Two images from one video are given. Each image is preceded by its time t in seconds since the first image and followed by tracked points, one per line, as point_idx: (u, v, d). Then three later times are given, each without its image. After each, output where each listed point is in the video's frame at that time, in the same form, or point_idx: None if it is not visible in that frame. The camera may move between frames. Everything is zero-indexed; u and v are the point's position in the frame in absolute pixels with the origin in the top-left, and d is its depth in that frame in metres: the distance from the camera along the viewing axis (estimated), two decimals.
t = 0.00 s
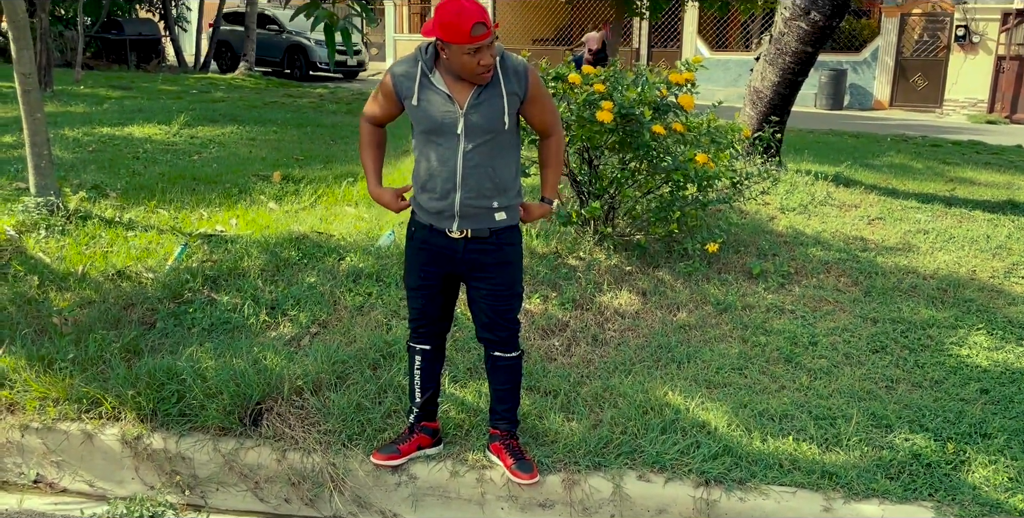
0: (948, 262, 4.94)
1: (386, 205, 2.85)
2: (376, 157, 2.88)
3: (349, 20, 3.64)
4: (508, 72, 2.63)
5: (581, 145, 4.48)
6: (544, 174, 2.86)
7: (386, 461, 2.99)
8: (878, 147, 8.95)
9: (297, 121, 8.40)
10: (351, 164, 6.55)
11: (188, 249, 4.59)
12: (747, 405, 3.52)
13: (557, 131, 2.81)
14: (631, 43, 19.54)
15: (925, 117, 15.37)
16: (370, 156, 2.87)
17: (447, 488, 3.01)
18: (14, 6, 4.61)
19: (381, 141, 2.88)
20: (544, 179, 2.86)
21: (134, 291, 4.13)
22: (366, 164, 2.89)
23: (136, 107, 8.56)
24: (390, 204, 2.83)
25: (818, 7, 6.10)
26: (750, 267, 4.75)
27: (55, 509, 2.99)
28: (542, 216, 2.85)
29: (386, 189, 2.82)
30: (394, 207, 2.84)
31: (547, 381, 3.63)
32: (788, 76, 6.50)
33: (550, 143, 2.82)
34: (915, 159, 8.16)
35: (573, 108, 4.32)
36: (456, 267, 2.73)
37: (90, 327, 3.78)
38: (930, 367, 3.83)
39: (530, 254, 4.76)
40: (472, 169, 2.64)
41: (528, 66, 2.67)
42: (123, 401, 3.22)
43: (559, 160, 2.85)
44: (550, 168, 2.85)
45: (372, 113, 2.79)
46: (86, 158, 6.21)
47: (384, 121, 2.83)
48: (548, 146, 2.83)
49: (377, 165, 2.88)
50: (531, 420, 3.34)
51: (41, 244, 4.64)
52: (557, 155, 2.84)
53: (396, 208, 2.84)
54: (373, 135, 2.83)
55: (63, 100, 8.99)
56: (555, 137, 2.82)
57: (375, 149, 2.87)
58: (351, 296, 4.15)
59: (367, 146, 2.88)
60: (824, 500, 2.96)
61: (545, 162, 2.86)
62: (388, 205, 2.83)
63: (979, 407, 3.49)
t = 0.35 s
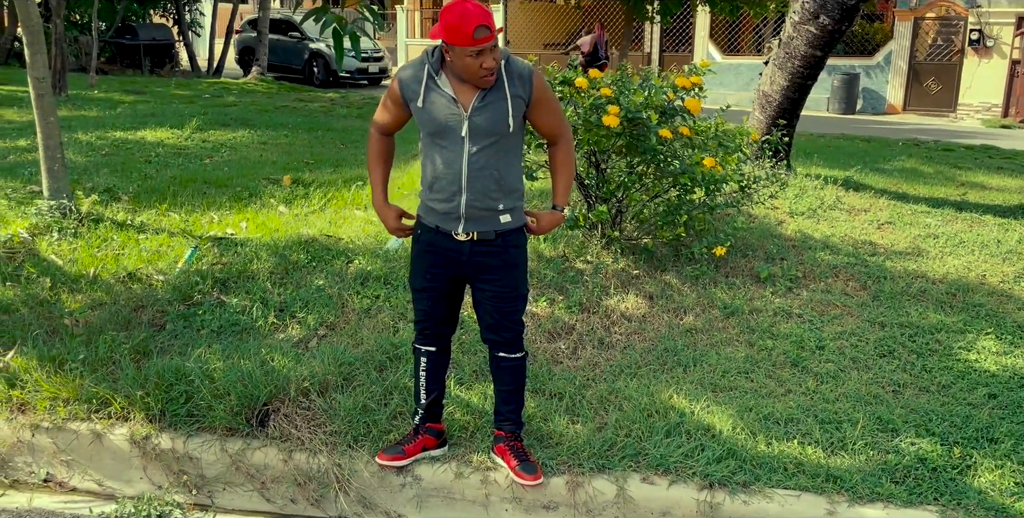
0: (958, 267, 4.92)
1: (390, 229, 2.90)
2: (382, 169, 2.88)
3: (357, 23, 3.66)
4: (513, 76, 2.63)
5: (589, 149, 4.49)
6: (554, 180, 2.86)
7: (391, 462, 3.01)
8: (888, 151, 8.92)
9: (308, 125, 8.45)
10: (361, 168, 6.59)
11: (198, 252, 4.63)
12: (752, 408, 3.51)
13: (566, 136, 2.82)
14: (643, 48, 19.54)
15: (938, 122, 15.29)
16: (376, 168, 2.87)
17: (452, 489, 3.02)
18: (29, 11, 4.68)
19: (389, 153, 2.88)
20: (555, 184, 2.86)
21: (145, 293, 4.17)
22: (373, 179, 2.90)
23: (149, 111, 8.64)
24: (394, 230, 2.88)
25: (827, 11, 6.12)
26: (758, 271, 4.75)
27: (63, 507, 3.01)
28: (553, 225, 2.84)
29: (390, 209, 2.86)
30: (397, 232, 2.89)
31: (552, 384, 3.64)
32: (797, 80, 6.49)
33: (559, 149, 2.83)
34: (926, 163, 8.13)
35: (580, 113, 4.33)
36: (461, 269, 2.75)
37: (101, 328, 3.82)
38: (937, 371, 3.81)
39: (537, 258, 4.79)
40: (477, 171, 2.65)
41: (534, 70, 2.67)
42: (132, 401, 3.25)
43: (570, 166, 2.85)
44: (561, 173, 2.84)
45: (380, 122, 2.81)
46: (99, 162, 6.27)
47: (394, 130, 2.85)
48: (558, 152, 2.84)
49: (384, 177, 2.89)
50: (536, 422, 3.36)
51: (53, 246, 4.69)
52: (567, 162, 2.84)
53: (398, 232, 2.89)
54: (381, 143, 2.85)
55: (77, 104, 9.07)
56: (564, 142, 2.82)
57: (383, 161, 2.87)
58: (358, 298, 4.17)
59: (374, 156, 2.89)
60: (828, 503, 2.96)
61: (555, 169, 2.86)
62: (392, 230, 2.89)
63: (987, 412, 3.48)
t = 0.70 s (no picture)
0: (979, 272, 4.88)
1: (439, 233, 2.71)
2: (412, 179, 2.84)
3: (375, 29, 3.69)
4: (526, 78, 2.65)
5: (605, 152, 4.51)
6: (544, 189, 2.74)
7: (406, 462, 3.04)
8: (911, 155, 8.84)
9: (330, 129, 8.53)
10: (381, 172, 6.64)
11: (219, 253, 4.70)
12: (768, 412, 3.51)
13: (571, 151, 2.76)
14: (665, 52, 19.51)
15: (964, 126, 15.14)
16: (406, 179, 2.82)
17: (466, 490, 3.05)
18: (57, 17, 4.78)
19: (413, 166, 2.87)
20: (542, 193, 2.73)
21: (167, 294, 4.23)
22: (405, 191, 2.83)
23: (174, 115, 8.76)
24: (444, 231, 2.69)
25: (848, 15, 6.11)
26: (775, 275, 4.74)
27: (85, 503, 3.07)
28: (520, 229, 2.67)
29: (439, 209, 2.71)
30: (447, 232, 2.69)
31: (567, 386, 3.66)
32: (817, 83, 6.45)
33: (563, 162, 2.76)
34: (949, 167, 8.06)
35: (596, 116, 4.36)
36: (475, 271, 2.77)
37: (123, 329, 3.89)
38: (956, 377, 3.79)
39: (554, 261, 4.82)
40: (490, 170, 2.68)
41: (548, 74, 2.68)
42: (152, 400, 3.31)
43: (565, 181, 2.74)
44: (555, 184, 2.73)
45: (401, 132, 2.82)
46: (124, 165, 6.37)
47: (414, 144, 2.87)
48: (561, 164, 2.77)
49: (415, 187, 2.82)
50: (550, 424, 3.38)
51: (78, 248, 4.78)
52: (564, 177, 2.74)
53: (449, 234, 2.69)
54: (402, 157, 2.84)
55: (103, 109, 9.22)
56: (569, 156, 2.75)
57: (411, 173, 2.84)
58: (376, 300, 4.21)
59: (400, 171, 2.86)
60: (842, 507, 2.96)
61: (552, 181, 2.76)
62: (441, 231, 2.69)
63: (1006, 417, 3.45)
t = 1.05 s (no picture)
0: (1020, 279, 4.77)
1: (475, 242, 2.70)
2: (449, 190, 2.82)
3: (407, 34, 3.72)
4: (554, 85, 2.65)
5: (636, 156, 4.49)
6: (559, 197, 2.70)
7: (433, 465, 3.04)
8: (951, 160, 8.68)
9: (364, 134, 8.60)
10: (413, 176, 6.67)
11: (253, 256, 4.75)
12: (800, 420, 3.45)
13: (592, 163, 2.71)
14: (700, 56, 19.37)
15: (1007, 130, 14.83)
16: (442, 189, 2.82)
17: (493, 495, 3.04)
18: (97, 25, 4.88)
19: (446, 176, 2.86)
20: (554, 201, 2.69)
21: (202, 296, 4.29)
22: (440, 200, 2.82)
23: (212, 120, 8.90)
24: (480, 240, 2.69)
25: (884, 17, 6.02)
26: (810, 281, 4.68)
27: (118, 502, 3.11)
28: (530, 232, 2.63)
29: (474, 218, 2.70)
30: (483, 242, 2.69)
31: (596, 392, 3.65)
32: (853, 87, 6.36)
33: (583, 172, 2.72)
34: (991, 173, 7.89)
35: (627, 120, 4.34)
36: (499, 275, 2.77)
37: (159, 330, 3.94)
38: (996, 386, 3.70)
39: (584, 266, 4.81)
40: (515, 174, 2.68)
41: (577, 82, 2.67)
42: (185, 401, 3.35)
43: (580, 193, 2.69)
44: (569, 194, 2.69)
45: (435, 142, 2.84)
46: (162, 169, 6.48)
47: (448, 155, 2.87)
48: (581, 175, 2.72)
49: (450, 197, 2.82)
50: (579, 430, 3.37)
51: (116, 250, 4.87)
52: (579, 189, 2.69)
53: (485, 243, 2.69)
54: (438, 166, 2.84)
55: (143, 114, 9.37)
56: (588, 167, 2.71)
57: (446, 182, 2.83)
58: (406, 303, 4.23)
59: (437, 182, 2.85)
60: None
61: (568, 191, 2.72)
62: (478, 239, 2.69)
63: None
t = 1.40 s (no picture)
0: None
1: (504, 252, 2.71)
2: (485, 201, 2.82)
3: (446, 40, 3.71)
4: (582, 91, 2.63)
5: (678, 162, 4.42)
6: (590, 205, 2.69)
7: (468, 473, 3.03)
8: (1007, 166, 8.43)
9: (407, 139, 8.64)
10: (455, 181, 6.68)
11: (295, 260, 4.79)
12: (845, 433, 3.36)
13: (622, 168, 2.69)
14: (747, 60, 19.14)
15: None
16: (479, 200, 2.82)
17: (527, 503, 3.01)
18: (146, 31, 4.97)
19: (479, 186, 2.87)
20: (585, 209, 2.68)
21: (243, 299, 4.33)
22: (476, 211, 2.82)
23: (259, 125, 9.03)
24: (509, 251, 2.69)
25: (937, 20, 5.86)
26: (856, 290, 4.57)
27: (157, 502, 3.15)
28: (564, 241, 2.62)
29: (501, 229, 2.71)
30: (511, 253, 2.69)
31: (633, 401, 3.61)
32: (903, 91, 6.21)
33: (613, 179, 2.70)
34: None
35: (668, 125, 4.28)
36: (528, 282, 2.75)
37: (201, 332, 3.99)
38: None
39: (625, 272, 4.79)
40: (542, 184, 2.66)
41: (605, 88, 2.64)
42: (224, 403, 3.38)
43: (609, 200, 2.68)
44: (600, 201, 2.67)
45: (471, 153, 2.84)
46: (209, 173, 6.58)
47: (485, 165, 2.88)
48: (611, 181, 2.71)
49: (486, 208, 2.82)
50: (615, 439, 3.33)
51: (163, 253, 4.95)
52: (609, 196, 2.68)
53: (513, 253, 2.69)
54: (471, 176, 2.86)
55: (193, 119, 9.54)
56: (618, 173, 2.69)
57: (483, 193, 2.83)
58: (444, 309, 4.23)
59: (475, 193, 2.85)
60: None
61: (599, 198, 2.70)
62: (509, 252, 2.69)
63: None
